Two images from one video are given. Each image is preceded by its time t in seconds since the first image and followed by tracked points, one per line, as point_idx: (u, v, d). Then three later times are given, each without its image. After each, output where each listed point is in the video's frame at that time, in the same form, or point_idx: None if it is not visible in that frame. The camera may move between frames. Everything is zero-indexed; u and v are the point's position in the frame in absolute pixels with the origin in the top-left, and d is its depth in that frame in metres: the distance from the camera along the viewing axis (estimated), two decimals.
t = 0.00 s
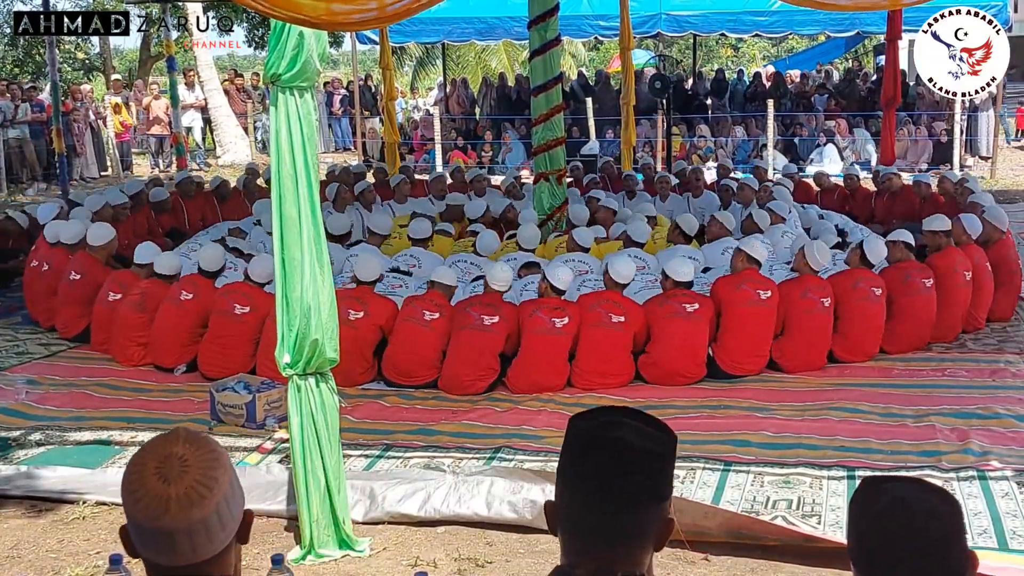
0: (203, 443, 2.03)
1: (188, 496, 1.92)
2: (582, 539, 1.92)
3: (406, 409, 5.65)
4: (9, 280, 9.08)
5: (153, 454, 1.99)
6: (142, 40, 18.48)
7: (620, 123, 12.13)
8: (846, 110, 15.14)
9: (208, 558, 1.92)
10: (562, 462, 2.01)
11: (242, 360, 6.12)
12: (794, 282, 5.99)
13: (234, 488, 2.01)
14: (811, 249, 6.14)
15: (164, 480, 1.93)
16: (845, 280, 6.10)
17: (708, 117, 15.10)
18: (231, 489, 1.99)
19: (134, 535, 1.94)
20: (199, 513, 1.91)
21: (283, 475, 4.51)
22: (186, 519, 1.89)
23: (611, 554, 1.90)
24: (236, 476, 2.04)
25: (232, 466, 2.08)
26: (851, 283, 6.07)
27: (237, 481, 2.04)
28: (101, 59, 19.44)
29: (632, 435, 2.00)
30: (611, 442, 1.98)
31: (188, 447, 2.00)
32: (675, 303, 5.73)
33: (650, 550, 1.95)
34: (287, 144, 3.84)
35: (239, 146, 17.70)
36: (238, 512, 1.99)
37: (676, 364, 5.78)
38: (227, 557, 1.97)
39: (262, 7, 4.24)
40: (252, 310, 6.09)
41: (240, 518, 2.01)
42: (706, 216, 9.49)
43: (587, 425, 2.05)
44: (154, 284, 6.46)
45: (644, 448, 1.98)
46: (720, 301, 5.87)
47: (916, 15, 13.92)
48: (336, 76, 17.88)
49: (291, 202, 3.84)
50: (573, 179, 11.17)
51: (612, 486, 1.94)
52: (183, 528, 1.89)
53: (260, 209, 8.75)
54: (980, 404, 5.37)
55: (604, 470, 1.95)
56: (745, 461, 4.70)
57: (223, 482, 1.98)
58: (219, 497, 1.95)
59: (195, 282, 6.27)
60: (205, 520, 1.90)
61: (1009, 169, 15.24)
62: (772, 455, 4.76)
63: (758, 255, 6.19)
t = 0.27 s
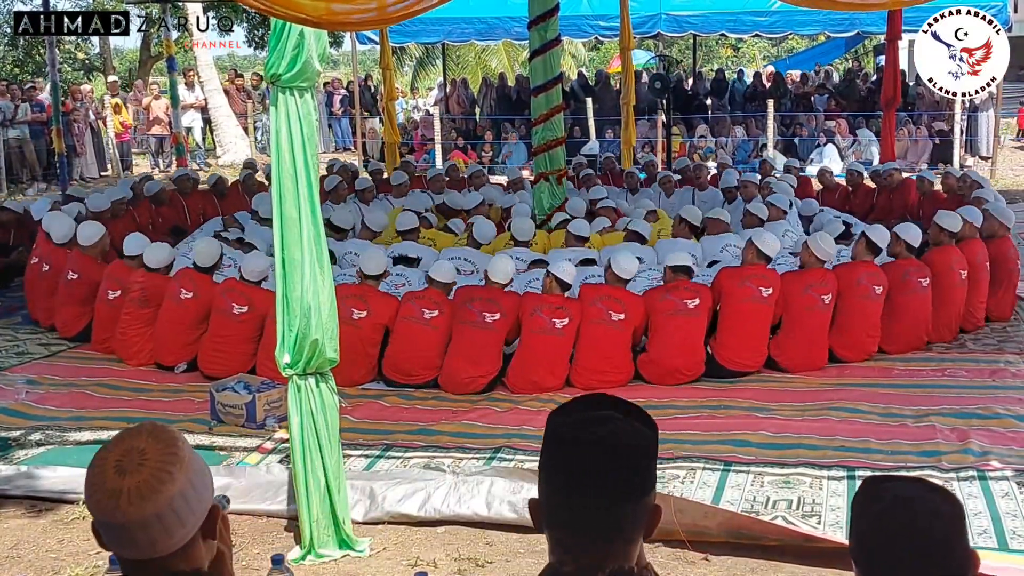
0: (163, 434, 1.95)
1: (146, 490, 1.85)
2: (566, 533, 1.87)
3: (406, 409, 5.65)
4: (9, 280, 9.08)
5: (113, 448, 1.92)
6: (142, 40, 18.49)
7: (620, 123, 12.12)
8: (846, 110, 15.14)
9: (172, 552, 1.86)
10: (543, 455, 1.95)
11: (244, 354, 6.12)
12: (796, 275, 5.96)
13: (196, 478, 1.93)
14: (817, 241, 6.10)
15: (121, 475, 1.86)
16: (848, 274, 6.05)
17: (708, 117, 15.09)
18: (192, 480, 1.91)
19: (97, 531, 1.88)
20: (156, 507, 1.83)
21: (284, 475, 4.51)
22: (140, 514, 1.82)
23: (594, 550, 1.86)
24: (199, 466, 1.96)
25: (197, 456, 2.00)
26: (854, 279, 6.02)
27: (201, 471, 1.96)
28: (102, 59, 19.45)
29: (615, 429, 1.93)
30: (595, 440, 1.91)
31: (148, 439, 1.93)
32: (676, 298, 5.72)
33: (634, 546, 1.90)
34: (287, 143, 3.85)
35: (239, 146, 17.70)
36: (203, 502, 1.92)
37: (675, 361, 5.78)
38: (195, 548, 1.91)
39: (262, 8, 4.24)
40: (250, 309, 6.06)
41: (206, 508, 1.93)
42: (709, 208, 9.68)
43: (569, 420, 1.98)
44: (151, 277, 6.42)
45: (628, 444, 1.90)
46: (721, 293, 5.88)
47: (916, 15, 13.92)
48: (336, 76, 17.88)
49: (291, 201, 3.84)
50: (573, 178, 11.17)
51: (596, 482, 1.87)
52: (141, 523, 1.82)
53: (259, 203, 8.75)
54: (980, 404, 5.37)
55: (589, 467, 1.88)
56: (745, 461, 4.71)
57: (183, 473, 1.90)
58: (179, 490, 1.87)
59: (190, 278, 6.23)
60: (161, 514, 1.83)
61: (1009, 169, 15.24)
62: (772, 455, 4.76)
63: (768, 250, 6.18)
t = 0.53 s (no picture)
0: (142, 441, 1.83)
1: (122, 501, 1.73)
2: (532, 548, 1.79)
3: (406, 409, 5.65)
4: (9, 280, 9.08)
5: (94, 457, 1.81)
6: (142, 40, 18.48)
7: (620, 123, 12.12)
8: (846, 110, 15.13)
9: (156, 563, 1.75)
10: (497, 463, 1.85)
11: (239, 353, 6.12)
12: (793, 284, 5.97)
13: (181, 485, 1.81)
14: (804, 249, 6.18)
15: (99, 485, 1.75)
16: (842, 279, 6.11)
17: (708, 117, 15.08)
18: (174, 487, 1.78)
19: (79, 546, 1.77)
20: (133, 519, 1.71)
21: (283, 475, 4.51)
22: (118, 524, 1.71)
23: (558, 559, 1.79)
24: (183, 470, 1.83)
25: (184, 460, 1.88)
26: (849, 283, 6.07)
27: (188, 476, 1.84)
28: (102, 59, 19.45)
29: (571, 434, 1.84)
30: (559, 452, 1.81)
31: (127, 447, 1.81)
32: (674, 304, 5.74)
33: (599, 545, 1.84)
34: (287, 144, 3.85)
35: (239, 146, 17.70)
36: (191, 509, 1.81)
37: (677, 364, 5.79)
38: (183, 557, 1.80)
39: (262, 8, 4.24)
40: (238, 306, 6.09)
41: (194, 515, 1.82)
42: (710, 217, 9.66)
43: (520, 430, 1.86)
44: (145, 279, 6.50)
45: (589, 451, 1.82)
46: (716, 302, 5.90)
47: (916, 15, 13.92)
48: (336, 76, 17.87)
49: (291, 201, 3.84)
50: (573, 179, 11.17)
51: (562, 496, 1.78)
52: (119, 535, 1.71)
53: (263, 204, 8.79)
54: (980, 404, 5.37)
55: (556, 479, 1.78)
56: (745, 461, 4.71)
57: (163, 482, 1.77)
58: (161, 499, 1.75)
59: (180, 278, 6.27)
60: (139, 524, 1.71)
61: (1009, 169, 15.23)
62: (772, 455, 4.76)
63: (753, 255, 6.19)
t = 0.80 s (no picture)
0: (136, 438, 1.82)
1: (109, 499, 1.73)
2: (491, 543, 1.80)
3: (406, 408, 5.65)
4: (9, 280, 9.07)
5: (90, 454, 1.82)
6: (142, 39, 18.47)
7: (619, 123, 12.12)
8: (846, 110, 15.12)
9: (145, 560, 1.74)
10: (459, 465, 1.91)
11: (240, 347, 6.15)
12: (778, 279, 6.01)
13: (173, 484, 1.79)
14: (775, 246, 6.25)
15: (90, 481, 1.75)
16: (830, 278, 6.11)
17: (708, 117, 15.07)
18: (163, 486, 1.77)
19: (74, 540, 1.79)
20: (119, 516, 1.71)
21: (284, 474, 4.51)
22: (104, 521, 1.71)
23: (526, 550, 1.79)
24: (176, 469, 1.82)
25: (180, 457, 1.87)
26: (836, 282, 6.08)
27: (183, 474, 1.83)
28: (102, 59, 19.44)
29: (526, 428, 1.90)
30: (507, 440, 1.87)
31: (120, 445, 1.81)
32: (661, 301, 5.76)
33: (561, 542, 1.84)
34: (287, 142, 3.85)
35: (239, 146, 17.69)
36: (184, 507, 1.79)
37: (674, 363, 5.78)
38: (177, 554, 1.79)
39: (261, 7, 4.24)
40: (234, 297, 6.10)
41: (188, 513, 1.80)
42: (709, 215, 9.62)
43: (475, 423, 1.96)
44: (154, 272, 6.54)
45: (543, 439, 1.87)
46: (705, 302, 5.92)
47: (916, 15, 13.91)
48: (336, 76, 17.87)
49: (291, 200, 3.84)
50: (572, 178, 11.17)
51: (506, 476, 1.83)
52: (105, 531, 1.72)
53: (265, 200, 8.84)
54: (980, 404, 5.37)
55: (498, 460, 1.84)
56: (745, 461, 4.71)
57: (152, 479, 1.76)
58: (150, 496, 1.74)
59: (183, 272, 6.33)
60: (126, 522, 1.71)
61: (1009, 169, 15.22)
62: (772, 455, 4.76)
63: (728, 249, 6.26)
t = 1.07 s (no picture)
0: (143, 437, 1.80)
1: (113, 498, 1.70)
2: (473, 549, 1.79)
3: (406, 409, 5.65)
4: (9, 280, 9.07)
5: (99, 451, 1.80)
6: (142, 39, 18.47)
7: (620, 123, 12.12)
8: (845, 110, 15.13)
9: (153, 560, 1.71)
10: (438, 468, 1.90)
11: (240, 345, 6.15)
12: (765, 284, 6.06)
13: (179, 485, 1.76)
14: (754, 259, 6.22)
15: (97, 480, 1.73)
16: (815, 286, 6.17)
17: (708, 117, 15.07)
18: (168, 486, 1.74)
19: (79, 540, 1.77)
20: (123, 515, 1.69)
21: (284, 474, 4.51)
22: (108, 520, 1.69)
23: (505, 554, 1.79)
24: (183, 470, 1.79)
25: (188, 458, 1.85)
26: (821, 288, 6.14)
27: (190, 475, 1.80)
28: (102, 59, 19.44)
29: (506, 432, 1.89)
30: (487, 444, 1.87)
31: (127, 443, 1.79)
32: (649, 300, 5.79)
33: (538, 543, 1.85)
34: (286, 142, 3.85)
35: (239, 146, 17.69)
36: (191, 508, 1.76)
37: (672, 361, 5.79)
38: (183, 557, 1.76)
39: (260, 8, 4.24)
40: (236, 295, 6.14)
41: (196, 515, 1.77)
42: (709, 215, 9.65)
43: (455, 425, 1.97)
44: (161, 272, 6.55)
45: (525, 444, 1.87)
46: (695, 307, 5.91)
47: (916, 15, 13.91)
48: (336, 76, 17.87)
49: (291, 200, 3.84)
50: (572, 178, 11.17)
51: (489, 480, 1.83)
52: (109, 530, 1.69)
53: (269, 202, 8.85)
54: (980, 404, 5.37)
55: (481, 466, 1.83)
56: (745, 461, 4.71)
57: (157, 480, 1.74)
58: (153, 496, 1.72)
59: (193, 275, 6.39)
60: (130, 521, 1.68)
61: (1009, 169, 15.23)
62: (773, 455, 4.76)
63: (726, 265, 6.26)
